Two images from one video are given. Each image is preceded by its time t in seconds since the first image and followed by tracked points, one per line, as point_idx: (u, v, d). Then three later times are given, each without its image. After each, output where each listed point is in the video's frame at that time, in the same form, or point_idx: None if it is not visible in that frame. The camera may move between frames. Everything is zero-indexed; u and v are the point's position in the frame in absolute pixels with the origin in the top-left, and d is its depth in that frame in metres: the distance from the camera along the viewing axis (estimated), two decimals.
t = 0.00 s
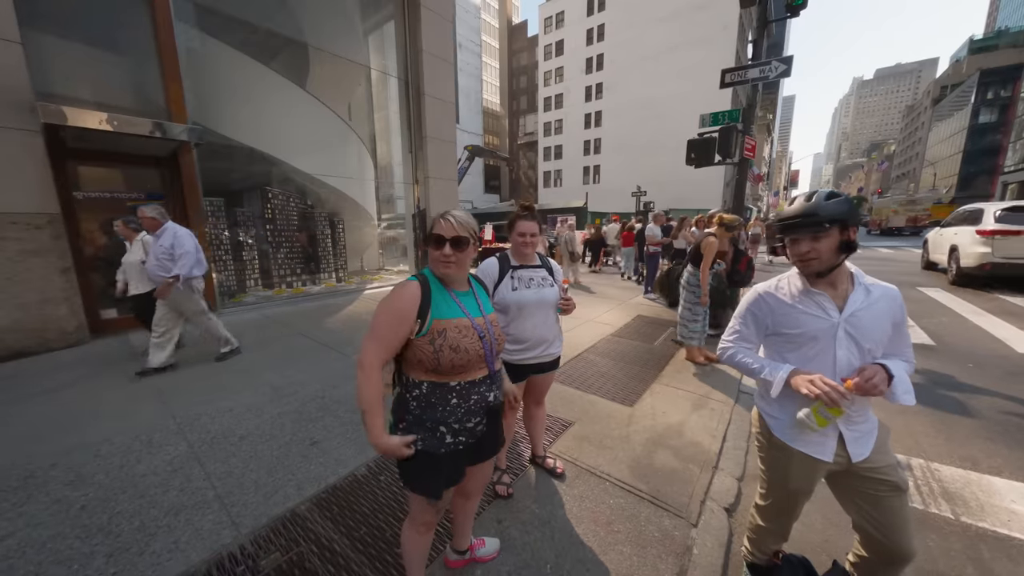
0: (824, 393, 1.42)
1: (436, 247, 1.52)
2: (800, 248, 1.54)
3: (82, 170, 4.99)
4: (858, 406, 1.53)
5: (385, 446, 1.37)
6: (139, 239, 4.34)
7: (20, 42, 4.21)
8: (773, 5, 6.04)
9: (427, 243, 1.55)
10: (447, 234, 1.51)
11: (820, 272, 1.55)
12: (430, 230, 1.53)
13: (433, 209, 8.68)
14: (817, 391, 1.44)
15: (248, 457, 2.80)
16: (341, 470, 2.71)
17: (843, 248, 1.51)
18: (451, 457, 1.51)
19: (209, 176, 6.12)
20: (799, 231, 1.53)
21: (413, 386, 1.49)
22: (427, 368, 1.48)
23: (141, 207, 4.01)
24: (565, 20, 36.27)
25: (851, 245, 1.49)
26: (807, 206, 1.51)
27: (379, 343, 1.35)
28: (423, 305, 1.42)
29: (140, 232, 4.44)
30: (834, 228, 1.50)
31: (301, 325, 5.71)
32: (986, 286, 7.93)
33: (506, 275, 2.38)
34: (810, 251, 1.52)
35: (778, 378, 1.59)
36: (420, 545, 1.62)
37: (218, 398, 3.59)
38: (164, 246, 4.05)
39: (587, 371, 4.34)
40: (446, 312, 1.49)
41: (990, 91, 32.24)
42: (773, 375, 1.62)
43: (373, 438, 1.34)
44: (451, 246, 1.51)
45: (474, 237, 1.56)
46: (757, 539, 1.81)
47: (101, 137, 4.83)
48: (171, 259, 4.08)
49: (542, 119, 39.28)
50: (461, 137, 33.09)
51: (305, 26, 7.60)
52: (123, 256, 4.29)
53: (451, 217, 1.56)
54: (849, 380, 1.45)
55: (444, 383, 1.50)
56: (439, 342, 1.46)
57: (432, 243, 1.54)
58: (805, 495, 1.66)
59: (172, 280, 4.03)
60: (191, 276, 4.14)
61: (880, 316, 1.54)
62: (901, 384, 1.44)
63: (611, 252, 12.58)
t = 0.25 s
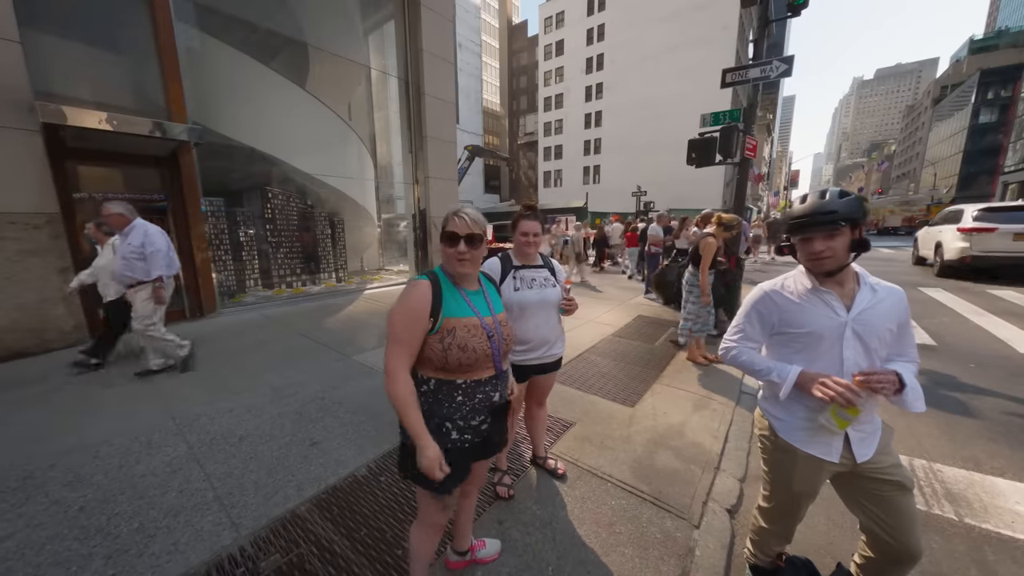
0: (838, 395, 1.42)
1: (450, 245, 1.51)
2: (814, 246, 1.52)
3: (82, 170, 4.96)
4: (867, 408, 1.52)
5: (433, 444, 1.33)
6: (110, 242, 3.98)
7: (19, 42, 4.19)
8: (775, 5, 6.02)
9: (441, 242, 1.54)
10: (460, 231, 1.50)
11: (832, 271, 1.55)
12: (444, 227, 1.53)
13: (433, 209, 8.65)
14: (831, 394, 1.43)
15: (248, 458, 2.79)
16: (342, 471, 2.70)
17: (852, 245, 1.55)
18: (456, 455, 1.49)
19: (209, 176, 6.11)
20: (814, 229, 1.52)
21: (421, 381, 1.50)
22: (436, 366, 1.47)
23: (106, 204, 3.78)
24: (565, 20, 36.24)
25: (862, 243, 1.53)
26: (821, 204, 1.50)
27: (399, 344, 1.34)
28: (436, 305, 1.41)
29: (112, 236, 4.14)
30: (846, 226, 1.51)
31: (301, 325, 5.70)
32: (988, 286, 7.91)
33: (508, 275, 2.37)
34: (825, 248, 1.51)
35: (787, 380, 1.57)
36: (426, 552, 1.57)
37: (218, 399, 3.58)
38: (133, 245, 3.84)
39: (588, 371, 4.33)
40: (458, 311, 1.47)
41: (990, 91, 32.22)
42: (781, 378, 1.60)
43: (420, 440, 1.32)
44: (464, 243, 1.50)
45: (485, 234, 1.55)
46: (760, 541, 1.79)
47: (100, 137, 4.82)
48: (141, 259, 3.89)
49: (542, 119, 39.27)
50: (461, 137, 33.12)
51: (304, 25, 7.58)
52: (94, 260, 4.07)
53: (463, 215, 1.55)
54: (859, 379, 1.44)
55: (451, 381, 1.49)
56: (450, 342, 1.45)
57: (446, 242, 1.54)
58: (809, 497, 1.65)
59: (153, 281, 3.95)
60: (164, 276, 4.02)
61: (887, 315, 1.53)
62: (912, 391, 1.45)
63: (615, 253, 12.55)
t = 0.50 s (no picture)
0: (843, 397, 1.39)
1: (461, 246, 1.51)
2: (823, 245, 1.52)
3: (81, 170, 4.97)
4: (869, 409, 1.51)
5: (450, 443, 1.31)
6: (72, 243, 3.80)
7: (18, 42, 4.19)
8: (775, 5, 6.02)
9: (452, 242, 1.53)
10: (471, 232, 1.49)
11: (838, 270, 1.54)
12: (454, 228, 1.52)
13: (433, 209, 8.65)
14: (835, 395, 1.41)
15: (248, 459, 2.78)
16: (342, 472, 2.69)
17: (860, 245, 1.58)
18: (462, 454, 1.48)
19: (208, 176, 6.10)
20: (823, 228, 1.51)
21: (429, 381, 1.49)
22: (444, 366, 1.46)
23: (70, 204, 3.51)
24: (565, 20, 36.23)
25: (869, 243, 1.57)
26: (829, 203, 1.50)
27: (408, 346, 1.34)
28: (446, 305, 1.41)
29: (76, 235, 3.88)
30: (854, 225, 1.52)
31: (301, 325, 5.70)
32: (989, 286, 7.90)
33: (511, 275, 2.37)
34: (833, 248, 1.50)
35: (790, 381, 1.56)
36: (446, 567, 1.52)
37: (217, 399, 3.57)
38: (103, 250, 3.58)
39: (588, 371, 4.33)
40: (467, 312, 1.46)
41: (990, 91, 32.21)
42: (784, 380, 1.59)
43: (435, 440, 1.30)
44: (476, 243, 1.49)
45: (497, 234, 1.55)
46: (760, 541, 1.79)
47: (100, 137, 4.81)
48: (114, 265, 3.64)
49: (542, 119, 39.27)
50: (461, 137, 33.14)
51: (304, 25, 7.57)
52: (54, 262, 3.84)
53: (474, 214, 1.54)
54: (867, 383, 1.42)
55: (458, 382, 1.48)
56: (458, 343, 1.44)
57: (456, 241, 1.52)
58: (810, 497, 1.65)
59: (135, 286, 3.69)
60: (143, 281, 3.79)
61: (888, 316, 1.53)
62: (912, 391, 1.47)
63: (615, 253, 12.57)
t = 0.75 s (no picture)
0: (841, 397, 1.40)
1: (469, 243, 1.49)
2: (824, 245, 1.51)
3: (82, 170, 4.98)
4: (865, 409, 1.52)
5: (450, 461, 1.34)
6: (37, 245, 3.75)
7: (19, 42, 4.20)
8: (775, 5, 6.02)
9: (458, 242, 1.49)
10: (478, 228, 1.49)
11: (837, 271, 1.55)
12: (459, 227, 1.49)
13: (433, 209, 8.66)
14: (832, 393, 1.42)
15: (248, 458, 2.79)
16: (342, 471, 2.70)
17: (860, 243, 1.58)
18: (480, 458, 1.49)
19: (209, 175, 6.11)
20: (824, 228, 1.51)
21: (439, 392, 1.43)
22: (455, 375, 1.43)
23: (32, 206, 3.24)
24: (565, 20, 36.23)
25: (870, 242, 1.57)
26: (831, 203, 1.50)
27: (416, 361, 1.28)
28: (453, 314, 1.37)
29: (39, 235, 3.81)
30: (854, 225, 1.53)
31: (301, 325, 5.70)
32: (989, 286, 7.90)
33: (514, 275, 2.38)
34: (834, 248, 1.50)
35: (787, 381, 1.56)
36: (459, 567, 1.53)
37: (218, 398, 3.58)
38: (66, 257, 3.33)
39: (588, 371, 4.33)
40: (475, 317, 1.44)
41: (991, 90, 32.18)
42: (782, 379, 1.59)
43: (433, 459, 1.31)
44: (484, 239, 1.50)
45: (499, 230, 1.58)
46: (757, 540, 1.79)
47: (101, 137, 4.82)
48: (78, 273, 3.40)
49: (543, 119, 39.27)
50: (461, 137, 33.15)
51: (304, 25, 7.57)
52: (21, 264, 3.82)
53: (475, 213, 1.56)
54: (864, 384, 1.42)
55: (470, 388, 1.47)
56: (470, 349, 1.42)
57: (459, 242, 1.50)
58: (807, 495, 1.65)
59: (94, 295, 3.43)
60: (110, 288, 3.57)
61: (884, 316, 1.54)
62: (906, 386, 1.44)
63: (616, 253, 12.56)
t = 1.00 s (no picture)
0: (835, 397, 1.41)
1: (481, 244, 1.42)
2: (823, 246, 1.51)
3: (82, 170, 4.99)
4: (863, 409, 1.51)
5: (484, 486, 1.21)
6: None
7: (20, 42, 4.20)
8: (775, 4, 6.02)
9: (467, 242, 1.41)
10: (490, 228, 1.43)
11: (837, 273, 1.54)
12: (468, 227, 1.40)
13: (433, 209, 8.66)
14: (828, 395, 1.42)
15: (249, 458, 2.79)
16: (343, 471, 2.70)
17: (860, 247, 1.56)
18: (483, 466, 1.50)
19: (209, 175, 6.12)
20: (823, 229, 1.51)
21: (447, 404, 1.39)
22: (466, 386, 1.38)
23: None
24: (566, 20, 36.22)
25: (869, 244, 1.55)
26: (831, 203, 1.50)
27: (436, 375, 1.18)
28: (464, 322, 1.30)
29: None
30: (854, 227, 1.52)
31: (301, 325, 5.70)
32: (990, 286, 7.90)
33: (519, 275, 2.37)
34: (833, 249, 1.50)
35: (785, 381, 1.57)
36: (462, 569, 1.52)
37: (219, 398, 3.58)
38: (16, 255, 3.22)
39: (589, 371, 4.33)
40: (484, 324, 1.38)
41: (992, 90, 32.13)
42: (780, 380, 1.59)
43: (464, 487, 1.18)
44: (493, 239, 1.45)
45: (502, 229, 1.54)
46: (758, 540, 1.79)
47: (102, 137, 4.82)
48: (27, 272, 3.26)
49: (543, 119, 39.27)
50: (461, 137, 33.17)
51: (305, 26, 7.57)
52: None
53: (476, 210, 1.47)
54: (858, 383, 1.41)
55: (480, 397, 1.43)
56: (483, 358, 1.38)
57: (466, 242, 1.42)
58: (808, 495, 1.65)
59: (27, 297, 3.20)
60: (60, 293, 3.35)
61: (882, 319, 1.53)
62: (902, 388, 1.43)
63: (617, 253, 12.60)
